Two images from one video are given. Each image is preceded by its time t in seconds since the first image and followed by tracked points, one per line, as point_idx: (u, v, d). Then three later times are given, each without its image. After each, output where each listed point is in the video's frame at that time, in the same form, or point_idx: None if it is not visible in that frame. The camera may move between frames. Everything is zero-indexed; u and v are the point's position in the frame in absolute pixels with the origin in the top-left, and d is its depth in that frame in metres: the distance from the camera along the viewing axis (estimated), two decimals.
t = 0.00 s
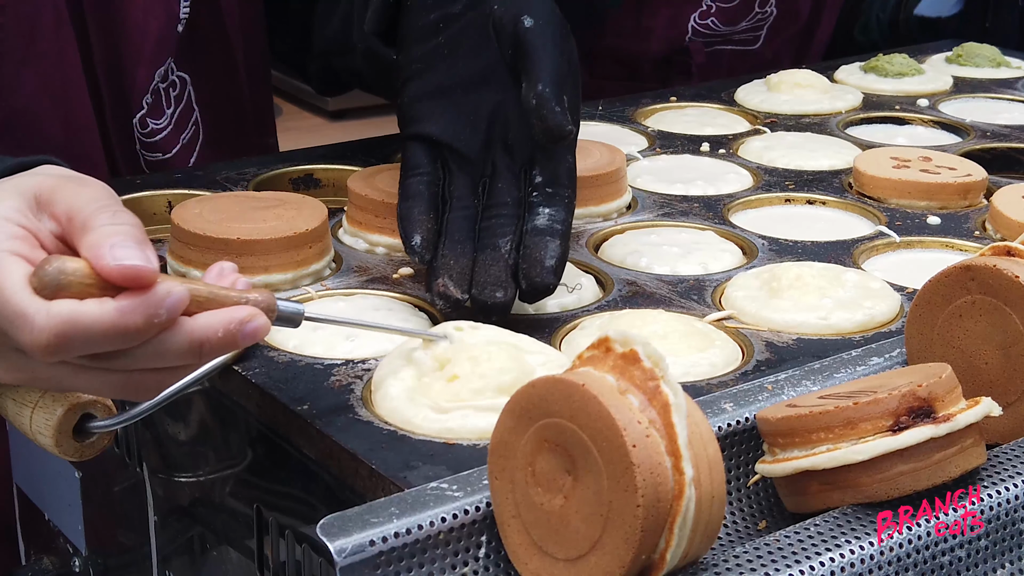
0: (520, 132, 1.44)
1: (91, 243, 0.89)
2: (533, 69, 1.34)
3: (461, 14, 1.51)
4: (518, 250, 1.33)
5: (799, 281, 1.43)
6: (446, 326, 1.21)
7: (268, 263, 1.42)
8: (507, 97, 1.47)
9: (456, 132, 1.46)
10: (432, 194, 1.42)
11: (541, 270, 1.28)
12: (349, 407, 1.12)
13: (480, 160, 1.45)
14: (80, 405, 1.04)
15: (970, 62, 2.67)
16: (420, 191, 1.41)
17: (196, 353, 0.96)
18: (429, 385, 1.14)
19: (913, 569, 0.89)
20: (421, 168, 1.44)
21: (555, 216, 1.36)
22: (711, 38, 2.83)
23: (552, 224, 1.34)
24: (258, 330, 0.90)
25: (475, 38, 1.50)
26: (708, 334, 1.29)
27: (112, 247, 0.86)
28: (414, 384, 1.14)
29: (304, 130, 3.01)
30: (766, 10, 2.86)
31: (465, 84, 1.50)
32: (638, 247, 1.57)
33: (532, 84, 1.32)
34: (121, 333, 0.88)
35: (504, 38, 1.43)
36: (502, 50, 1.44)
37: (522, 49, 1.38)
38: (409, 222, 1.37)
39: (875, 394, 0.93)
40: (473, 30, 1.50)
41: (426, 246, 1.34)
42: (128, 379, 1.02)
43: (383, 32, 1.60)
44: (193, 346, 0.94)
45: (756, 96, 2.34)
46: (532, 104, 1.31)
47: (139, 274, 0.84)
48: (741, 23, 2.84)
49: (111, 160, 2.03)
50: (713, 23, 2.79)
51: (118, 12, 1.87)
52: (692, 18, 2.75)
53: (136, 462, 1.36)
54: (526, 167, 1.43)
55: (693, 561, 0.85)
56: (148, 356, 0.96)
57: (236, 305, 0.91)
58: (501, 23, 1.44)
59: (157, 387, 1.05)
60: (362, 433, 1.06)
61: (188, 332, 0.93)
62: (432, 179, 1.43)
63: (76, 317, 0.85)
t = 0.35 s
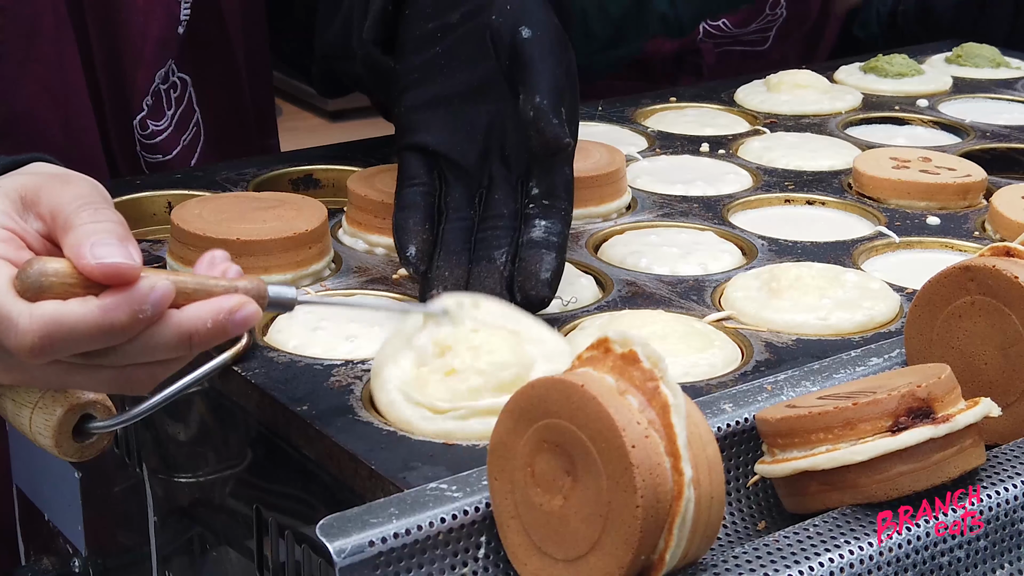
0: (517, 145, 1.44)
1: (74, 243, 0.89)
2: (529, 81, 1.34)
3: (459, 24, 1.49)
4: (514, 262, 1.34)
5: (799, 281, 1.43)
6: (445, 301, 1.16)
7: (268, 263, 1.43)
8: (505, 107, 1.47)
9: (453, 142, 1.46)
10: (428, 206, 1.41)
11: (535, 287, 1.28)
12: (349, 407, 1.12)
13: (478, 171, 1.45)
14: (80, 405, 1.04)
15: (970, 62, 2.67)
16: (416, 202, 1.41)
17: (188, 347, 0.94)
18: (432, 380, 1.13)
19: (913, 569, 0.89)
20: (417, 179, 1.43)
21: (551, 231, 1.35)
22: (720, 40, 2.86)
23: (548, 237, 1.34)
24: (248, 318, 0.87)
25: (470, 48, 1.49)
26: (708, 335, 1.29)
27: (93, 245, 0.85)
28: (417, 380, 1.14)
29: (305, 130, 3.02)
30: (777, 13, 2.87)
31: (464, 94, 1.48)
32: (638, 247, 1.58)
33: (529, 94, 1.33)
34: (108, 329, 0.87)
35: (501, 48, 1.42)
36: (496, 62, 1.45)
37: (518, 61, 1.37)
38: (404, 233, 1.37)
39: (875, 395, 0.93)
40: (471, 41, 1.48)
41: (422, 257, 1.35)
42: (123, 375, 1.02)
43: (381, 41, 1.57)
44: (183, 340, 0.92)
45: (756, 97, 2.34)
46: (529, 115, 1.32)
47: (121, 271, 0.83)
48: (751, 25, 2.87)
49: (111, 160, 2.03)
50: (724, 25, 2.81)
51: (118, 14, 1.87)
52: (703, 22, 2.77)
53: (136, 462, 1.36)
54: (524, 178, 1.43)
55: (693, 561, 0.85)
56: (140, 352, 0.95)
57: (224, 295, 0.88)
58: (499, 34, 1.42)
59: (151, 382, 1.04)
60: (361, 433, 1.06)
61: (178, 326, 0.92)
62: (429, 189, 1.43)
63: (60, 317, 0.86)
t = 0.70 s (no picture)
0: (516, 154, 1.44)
1: (75, 228, 0.88)
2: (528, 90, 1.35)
3: (457, 31, 1.49)
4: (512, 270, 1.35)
5: (798, 281, 1.43)
6: (440, 238, 1.07)
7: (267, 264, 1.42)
8: (503, 116, 1.46)
9: (452, 150, 1.45)
10: (426, 214, 1.41)
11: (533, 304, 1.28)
12: (349, 407, 1.12)
13: (475, 179, 1.45)
14: (81, 405, 1.03)
15: (970, 62, 2.67)
16: (414, 210, 1.40)
17: (198, 316, 0.94)
18: (442, 339, 1.11)
19: (913, 569, 0.89)
20: (415, 187, 1.42)
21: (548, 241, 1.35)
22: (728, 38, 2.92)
23: (547, 246, 1.35)
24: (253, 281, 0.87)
25: (469, 55, 1.48)
26: (708, 335, 1.29)
27: (94, 232, 0.84)
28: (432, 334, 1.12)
29: (305, 130, 3.02)
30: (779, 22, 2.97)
31: (460, 103, 1.47)
32: (638, 247, 1.58)
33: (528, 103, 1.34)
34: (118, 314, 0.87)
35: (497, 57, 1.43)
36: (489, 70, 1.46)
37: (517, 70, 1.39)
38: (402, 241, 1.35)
39: (875, 395, 0.93)
40: (469, 47, 1.48)
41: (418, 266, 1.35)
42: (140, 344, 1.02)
43: (380, 46, 1.60)
44: (192, 312, 0.92)
45: (756, 97, 2.34)
46: (528, 125, 1.32)
47: (121, 255, 0.83)
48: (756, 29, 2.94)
49: (111, 161, 2.03)
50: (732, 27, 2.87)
51: (118, 15, 1.87)
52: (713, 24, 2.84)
53: (136, 463, 1.36)
54: (523, 187, 1.43)
55: (693, 561, 0.85)
56: (153, 324, 0.95)
57: (226, 261, 0.87)
58: (497, 42, 1.43)
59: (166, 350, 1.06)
60: (360, 433, 1.06)
61: (185, 301, 0.91)
62: (427, 197, 1.42)
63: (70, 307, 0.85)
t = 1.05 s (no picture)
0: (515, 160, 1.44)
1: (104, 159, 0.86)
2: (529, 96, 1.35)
3: (457, 38, 1.49)
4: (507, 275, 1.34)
5: (798, 282, 1.43)
6: (453, 205, 1.11)
7: (266, 264, 1.42)
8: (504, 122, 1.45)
9: (450, 155, 1.45)
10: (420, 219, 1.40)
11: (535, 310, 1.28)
12: (349, 407, 1.12)
13: (473, 186, 1.45)
14: (81, 405, 1.03)
15: (970, 62, 2.67)
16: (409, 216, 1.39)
17: (219, 258, 0.92)
18: (447, 305, 1.14)
19: (913, 569, 0.89)
20: (411, 193, 1.42)
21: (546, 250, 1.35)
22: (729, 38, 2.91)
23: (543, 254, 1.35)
24: (277, 226, 0.86)
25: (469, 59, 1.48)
26: (708, 335, 1.29)
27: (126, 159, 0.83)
28: (438, 300, 1.15)
29: (306, 130, 3.02)
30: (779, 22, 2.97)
31: (459, 109, 1.47)
32: (638, 247, 1.58)
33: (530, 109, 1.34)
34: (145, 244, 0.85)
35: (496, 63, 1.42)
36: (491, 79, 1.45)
37: (516, 77, 1.38)
38: (394, 246, 1.35)
39: (875, 395, 0.93)
40: (470, 50, 1.47)
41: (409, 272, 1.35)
42: (162, 285, 1.00)
43: (379, 52, 1.60)
44: (219, 250, 0.90)
45: (756, 97, 2.34)
46: (532, 132, 1.32)
47: (155, 180, 0.81)
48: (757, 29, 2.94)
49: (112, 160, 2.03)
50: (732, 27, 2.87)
51: (118, 15, 1.87)
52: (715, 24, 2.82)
53: (136, 463, 1.36)
54: (520, 194, 1.43)
55: (693, 562, 0.85)
56: (176, 263, 0.94)
57: (253, 203, 0.87)
58: (496, 48, 1.42)
59: (187, 297, 1.04)
60: (359, 434, 1.06)
61: (213, 237, 0.89)
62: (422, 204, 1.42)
63: (103, 232, 0.82)
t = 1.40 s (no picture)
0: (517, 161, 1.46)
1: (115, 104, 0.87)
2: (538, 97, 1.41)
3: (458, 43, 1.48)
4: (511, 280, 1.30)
5: (798, 282, 1.43)
6: (454, 146, 1.13)
7: (266, 264, 1.42)
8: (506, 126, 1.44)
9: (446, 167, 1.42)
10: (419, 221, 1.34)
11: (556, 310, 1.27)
12: (349, 407, 1.12)
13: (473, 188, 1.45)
14: (81, 405, 1.03)
15: (970, 62, 2.67)
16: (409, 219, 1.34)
17: (227, 205, 0.93)
18: (461, 238, 1.15)
19: (913, 570, 0.89)
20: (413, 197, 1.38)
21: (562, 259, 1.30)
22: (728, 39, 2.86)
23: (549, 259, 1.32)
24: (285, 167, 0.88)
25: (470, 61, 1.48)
26: (708, 335, 1.29)
27: (138, 101, 0.84)
28: (449, 234, 1.16)
29: (305, 130, 3.02)
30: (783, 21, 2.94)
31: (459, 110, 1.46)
32: (638, 247, 1.57)
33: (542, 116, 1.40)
34: (157, 185, 0.85)
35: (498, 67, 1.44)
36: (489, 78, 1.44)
37: (522, 81, 1.41)
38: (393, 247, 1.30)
39: (874, 395, 0.93)
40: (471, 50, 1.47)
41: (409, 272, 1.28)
42: (175, 230, 0.99)
43: (379, 62, 1.59)
44: (231, 188, 0.90)
45: (755, 97, 2.34)
46: (557, 132, 1.38)
47: (167, 119, 0.83)
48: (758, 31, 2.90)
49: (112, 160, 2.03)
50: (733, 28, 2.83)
51: (119, 16, 1.87)
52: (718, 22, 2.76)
53: (136, 463, 1.36)
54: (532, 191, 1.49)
55: (693, 562, 0.85)
56: (189, 203, 0.93)
57: (260, 148, 0.89)
58: (501, 53, 1.43)
59: (200, 242, 1.02)
60: (359, 434, 1.06)
61: (224, 175, 0.89)
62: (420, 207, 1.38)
63: (117, 172, 0.83)
